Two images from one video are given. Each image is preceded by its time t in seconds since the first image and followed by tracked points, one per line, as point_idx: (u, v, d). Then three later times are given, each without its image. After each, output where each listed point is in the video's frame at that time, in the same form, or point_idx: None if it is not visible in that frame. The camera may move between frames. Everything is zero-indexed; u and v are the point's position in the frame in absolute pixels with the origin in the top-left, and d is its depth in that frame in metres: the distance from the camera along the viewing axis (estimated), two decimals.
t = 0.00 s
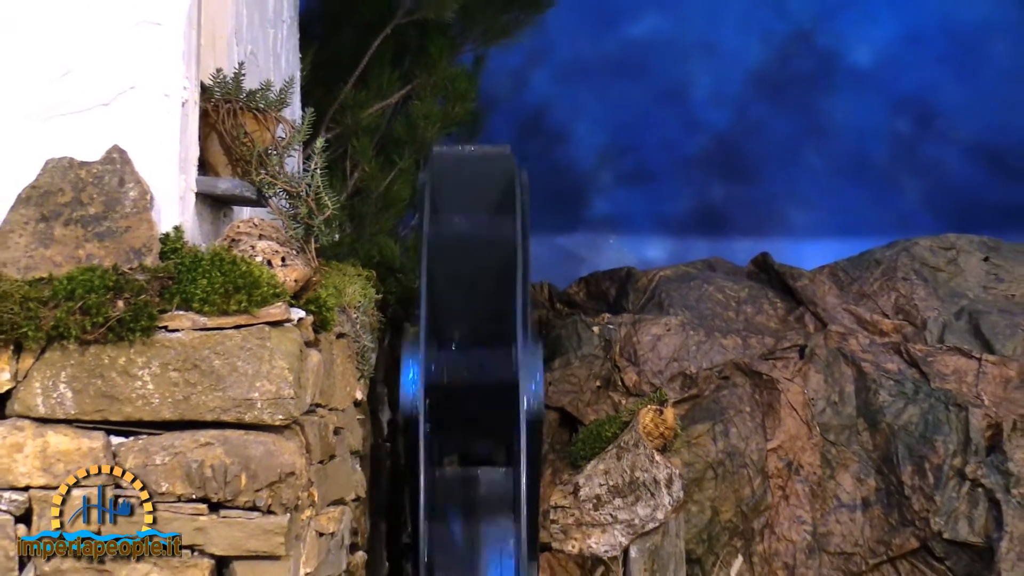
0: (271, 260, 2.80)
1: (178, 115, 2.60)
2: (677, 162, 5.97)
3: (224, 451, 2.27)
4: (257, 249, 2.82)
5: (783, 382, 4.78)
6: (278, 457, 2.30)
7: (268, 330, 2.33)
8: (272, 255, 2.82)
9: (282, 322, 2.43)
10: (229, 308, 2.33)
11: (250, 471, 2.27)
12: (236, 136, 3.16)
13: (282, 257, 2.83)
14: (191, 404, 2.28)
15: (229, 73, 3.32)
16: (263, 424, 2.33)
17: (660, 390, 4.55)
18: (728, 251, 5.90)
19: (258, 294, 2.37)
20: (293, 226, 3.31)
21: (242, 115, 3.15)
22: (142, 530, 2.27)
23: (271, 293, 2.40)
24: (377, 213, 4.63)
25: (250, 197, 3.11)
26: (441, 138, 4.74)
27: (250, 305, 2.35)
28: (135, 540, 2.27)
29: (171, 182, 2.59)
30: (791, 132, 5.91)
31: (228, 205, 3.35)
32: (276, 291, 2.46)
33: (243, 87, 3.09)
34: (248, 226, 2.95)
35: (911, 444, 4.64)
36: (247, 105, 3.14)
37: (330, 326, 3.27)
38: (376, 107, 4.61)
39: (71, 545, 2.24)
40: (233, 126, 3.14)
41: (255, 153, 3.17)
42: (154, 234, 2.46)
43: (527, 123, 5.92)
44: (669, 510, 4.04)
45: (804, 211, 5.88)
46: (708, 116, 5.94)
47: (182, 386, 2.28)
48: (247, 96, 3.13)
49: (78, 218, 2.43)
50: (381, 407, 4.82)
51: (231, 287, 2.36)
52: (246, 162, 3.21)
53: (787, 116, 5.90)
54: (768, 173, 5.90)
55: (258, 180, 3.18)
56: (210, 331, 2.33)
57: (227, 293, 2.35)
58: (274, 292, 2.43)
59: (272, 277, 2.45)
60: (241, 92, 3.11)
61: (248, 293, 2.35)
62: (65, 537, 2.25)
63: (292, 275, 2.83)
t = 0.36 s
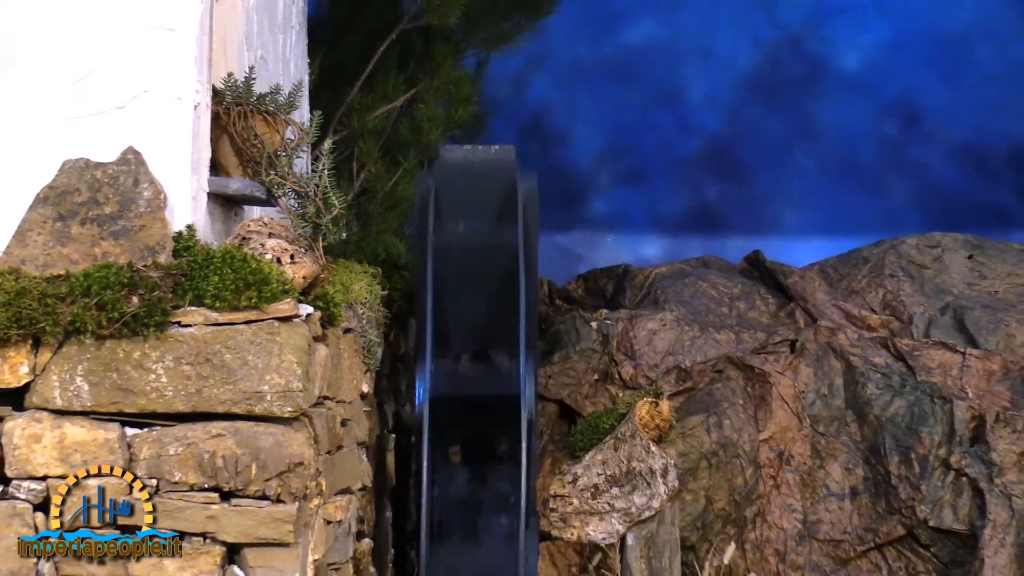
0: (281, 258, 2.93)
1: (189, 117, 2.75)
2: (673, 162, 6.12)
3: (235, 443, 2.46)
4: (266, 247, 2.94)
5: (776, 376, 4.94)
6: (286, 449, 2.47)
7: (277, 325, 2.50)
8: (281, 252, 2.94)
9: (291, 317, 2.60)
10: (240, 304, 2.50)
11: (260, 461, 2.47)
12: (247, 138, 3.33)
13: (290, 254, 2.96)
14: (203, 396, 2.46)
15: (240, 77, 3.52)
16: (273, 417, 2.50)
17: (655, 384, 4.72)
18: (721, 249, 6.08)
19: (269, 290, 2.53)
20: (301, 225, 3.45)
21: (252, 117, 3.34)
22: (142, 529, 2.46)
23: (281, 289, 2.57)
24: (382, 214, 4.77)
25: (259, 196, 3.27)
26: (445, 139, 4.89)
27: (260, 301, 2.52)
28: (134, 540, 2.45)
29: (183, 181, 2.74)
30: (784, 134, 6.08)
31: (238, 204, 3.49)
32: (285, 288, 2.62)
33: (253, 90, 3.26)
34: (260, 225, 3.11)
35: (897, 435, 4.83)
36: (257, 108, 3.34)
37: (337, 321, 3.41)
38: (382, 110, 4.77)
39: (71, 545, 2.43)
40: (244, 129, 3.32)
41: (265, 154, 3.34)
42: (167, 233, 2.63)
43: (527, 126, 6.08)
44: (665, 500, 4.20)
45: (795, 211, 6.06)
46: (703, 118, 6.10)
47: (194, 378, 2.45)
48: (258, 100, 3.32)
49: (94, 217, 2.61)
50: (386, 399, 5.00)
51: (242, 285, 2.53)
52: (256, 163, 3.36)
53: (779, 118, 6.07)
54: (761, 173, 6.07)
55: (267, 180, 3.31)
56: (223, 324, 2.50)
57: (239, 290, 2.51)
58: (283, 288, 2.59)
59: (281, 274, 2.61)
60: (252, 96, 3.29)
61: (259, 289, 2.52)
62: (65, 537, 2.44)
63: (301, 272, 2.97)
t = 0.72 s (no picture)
0: (289, 256, 3.13)
1: (201, 119, 2.87)
2: (668, 164, 6.29)
3: (245, 434, 2.60)
4: (276, 246, 3.13)
5: (767, 371, 5.10)
6: (295, 440, 2.63)
7: (286, 322, 2.67)
8: (289, 251, 3.13)
9: (299, 313, 2.75)
10: (250, 301, 2.65)
11: (269, 452, 2.61)
12: (256, 141, 3.50)
13: (298, 253, 3.15)
14: (214, 389, 2.60)
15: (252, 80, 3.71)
16: (282, 409, 2.64)
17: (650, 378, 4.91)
18: (713, 249, 6.27)
19: (277, 287, 2.69)
20: (309, 224, 3.61)
21: (262, 120, 3.51)
22: (143, 530, 2.59)
23: (288, 286, 2.72)
24: (387, 214, 4.96)
25: (269, 196, 3.46)
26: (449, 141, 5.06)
27: (269, 298, 2.67)
28: (136, 540, 2.59)
29: (195, 182, 2.86)
30: (775, 138, 6.25)
31: (248, 205, 3.66)
32: (293, 285, 2.77)
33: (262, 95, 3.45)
34: (268, 224, 3.25)
35: (884, 427, 5.01)
36: (266, 111, 3.50)
37: (343, 317, 3.59)
38: (387, 114, 4.94)
39: (73, 545, 2.58)
40: (254, 132, 3.49)
41: (274, 155, 3.48)
42: (179, 232, 2.74)
43: (528, 129, 6.25)
44: (660, 489, 4.36)
45: (786, 211, 6.24)
46: (698, 122, 6.27)
47: (205, 372, 2.60)
48: (268, 104, 3.50)
49: (109, 217, 2.73)
50: (390, 393, 5.16)
51: (252, 281, 2.69)
52: (264, 165, 3.53)
53: (771, 123, 6.24)
54: (754, 175, 6.24)
55: (276, 182, 3.48)
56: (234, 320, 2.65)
57: (249, 287, 2.67)
58: (291, 285, 2.75)
59: (289, 272, 2.77)
60: (261, 100, 3.47)
61: (268, 286, 2.68)
62: (68, 537, 2.58)
63: (309, 270, 3.16)
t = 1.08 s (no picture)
0: (296, 253, 3.25)
1: (211, 121, 3.02)
2: (663, 165, 6.47)
3: (255, 426, 2.73)
4: (284, 244, 3.26)
5: (758, 365, 5.30)
6: (303, 431, 2.76)
7: (294, 318, 2.80)
8: (297, 248, 3.26)
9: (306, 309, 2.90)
10: (258, 297, 2.81)
11: (277, 443, 2.73)
12: (265, 143, 3.68)
13: (304, 251, 3.28)
14: (224, 382, 2.74)
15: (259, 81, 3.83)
16: (289, 402, 2.78)
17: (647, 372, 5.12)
18: (707, 247, 6.44)
19: (284, 284, 2.85)
20: (317, 224, 3.74)
21: (271, 122, 3.66)
22: (143, 530, 2.72)
23: (296, 283, 2.87)
24: (392, 213, 5.16)
25: (277, 196, 3.60)
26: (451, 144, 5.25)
27: (277, 294, 2.82)
28: (136, 540, 2.72)
29: (206, 181, 3.01)
30: (767, 139, 6.43)
31: (258, 204, 3.84)
32: (300, 282, 2.92)
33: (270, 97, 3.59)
34: (277, 222, 3.41)
35: (871, 420, 5.19)
36: (275, 114, 3.66)
37: (348, 313, 3.77)
38: (391, 116, 5.12)
39: (74, 544, 2.70)
40: (263, 135, 3.66)
41: (282, 157, 3.68)
42: (191, 231, 2.88)
43: (528, 131, 6.43)
44: (654, 479, 4.52)
45: (777, 210, 6.42)
46: (692, 124, 6.45)
47: (215, 366, 2.75)
48: (277, 107, 3.65)
49: (123, 216, 2.87)
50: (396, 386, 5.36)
51: (260, 278, 2.83)
52: (274, 165, 3.73)
53: (763, 125, 6.43)
54: (746, 176, 6.43)
55: (285, 182, 3.67)
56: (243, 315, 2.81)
57: (257, 284, 2.82)
58: (298, 282, 2.90)
59: (296, 269, 2.91)
60: (270, 103, 3.62)
61: (276, 283, 2.83)
62: (69, 537, 2.70)
63: (315, 267, 3.28)
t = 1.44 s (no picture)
0: (304, 251, 3.44)
1: (221, 124, 3.13)
2: (658, 165, 6.66)
3: (263, 418, 2.82)
4: (293, 242, 3.44)
5: (749, 358, 5.49)
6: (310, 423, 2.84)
7: (302, 313, 2.89)
8: (305, 247, 3.44)
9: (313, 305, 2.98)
10: (268, 293, 2.89)
11: (285, 435, 2.83)
12: (272, 144, 3.82)
13: (311, 249, 3.45)
14: (234, 376, 2.82)
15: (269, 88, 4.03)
16: (297, 395, 2.86)
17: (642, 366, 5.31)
18: (700, 244, 6.63)
19: (293, 281, 2.92)
20: (323, 223, 3.92)
21: (279, 125, 3.83)
22: (143, 530, 2.81)
23: (303, 280, 2.95)
24: (396, 212, 5.35)
25: (285, 196, 3.75)
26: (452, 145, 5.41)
27: (286, 291, 2.90)
28: (135, 542, 2.81)
29: (217, 180, 3.13)
30: (758, 140, 6.64)
31: (267, 204, 4.04)
32: (307, 279, 3.00)
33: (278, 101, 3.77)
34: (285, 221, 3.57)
35: (858, 411, 5.37)
36: (283, 117, 3.83)
37: (354, 308, 3.93)
38: (395, 119, 5.30)
39: (72, 546, 2.79)
40: (271, 137, 3.82)
41: (290, 158, 3.84)
42: (202, 229, 2.98)
43: (527, 133, 6.61)
44: (650, 470, 4.70)
45: (769, 210, 6.62)
46: (685, 126, 6.65)
47: (224, 360, 2.82)
48: (285, 110, 3.84)
49: (136, 215, 2.99)
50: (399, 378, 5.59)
51: (270, 276, 2.92)
52: (281, 167, 3.88)
53: (754, 127, 6.63)
54: (737, 176, 6.63)
55: (292, 182, 3.84)
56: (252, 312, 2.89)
57: (267, 281, 2.90)
58: (306, 279, 2.97)
59: (303, 267, 3.00)
60: (278, 106, 3.80)
61: (285, 280, 2.91)
62: (68, 537, 2.79)
63: (322, 264, 3.48)
